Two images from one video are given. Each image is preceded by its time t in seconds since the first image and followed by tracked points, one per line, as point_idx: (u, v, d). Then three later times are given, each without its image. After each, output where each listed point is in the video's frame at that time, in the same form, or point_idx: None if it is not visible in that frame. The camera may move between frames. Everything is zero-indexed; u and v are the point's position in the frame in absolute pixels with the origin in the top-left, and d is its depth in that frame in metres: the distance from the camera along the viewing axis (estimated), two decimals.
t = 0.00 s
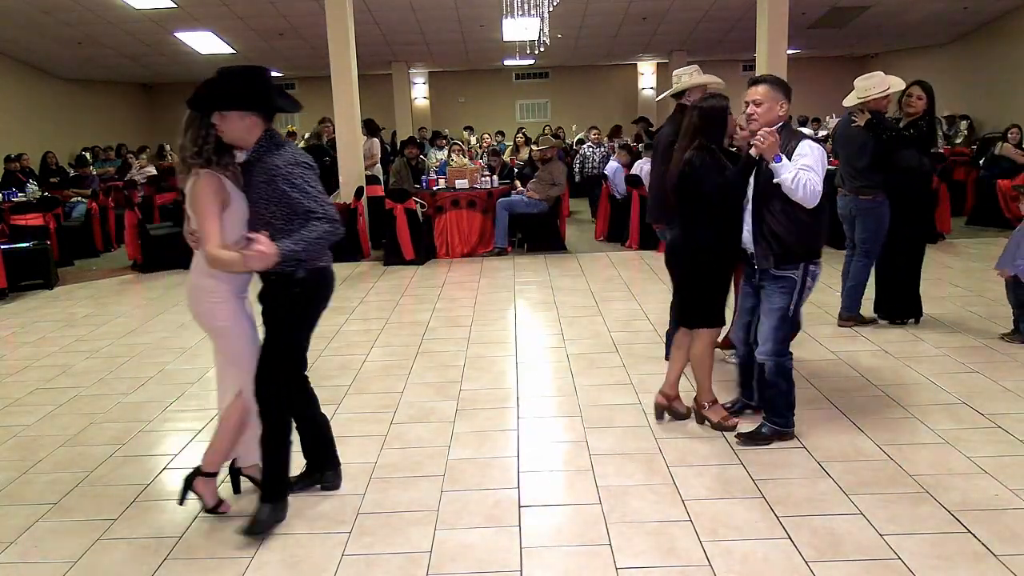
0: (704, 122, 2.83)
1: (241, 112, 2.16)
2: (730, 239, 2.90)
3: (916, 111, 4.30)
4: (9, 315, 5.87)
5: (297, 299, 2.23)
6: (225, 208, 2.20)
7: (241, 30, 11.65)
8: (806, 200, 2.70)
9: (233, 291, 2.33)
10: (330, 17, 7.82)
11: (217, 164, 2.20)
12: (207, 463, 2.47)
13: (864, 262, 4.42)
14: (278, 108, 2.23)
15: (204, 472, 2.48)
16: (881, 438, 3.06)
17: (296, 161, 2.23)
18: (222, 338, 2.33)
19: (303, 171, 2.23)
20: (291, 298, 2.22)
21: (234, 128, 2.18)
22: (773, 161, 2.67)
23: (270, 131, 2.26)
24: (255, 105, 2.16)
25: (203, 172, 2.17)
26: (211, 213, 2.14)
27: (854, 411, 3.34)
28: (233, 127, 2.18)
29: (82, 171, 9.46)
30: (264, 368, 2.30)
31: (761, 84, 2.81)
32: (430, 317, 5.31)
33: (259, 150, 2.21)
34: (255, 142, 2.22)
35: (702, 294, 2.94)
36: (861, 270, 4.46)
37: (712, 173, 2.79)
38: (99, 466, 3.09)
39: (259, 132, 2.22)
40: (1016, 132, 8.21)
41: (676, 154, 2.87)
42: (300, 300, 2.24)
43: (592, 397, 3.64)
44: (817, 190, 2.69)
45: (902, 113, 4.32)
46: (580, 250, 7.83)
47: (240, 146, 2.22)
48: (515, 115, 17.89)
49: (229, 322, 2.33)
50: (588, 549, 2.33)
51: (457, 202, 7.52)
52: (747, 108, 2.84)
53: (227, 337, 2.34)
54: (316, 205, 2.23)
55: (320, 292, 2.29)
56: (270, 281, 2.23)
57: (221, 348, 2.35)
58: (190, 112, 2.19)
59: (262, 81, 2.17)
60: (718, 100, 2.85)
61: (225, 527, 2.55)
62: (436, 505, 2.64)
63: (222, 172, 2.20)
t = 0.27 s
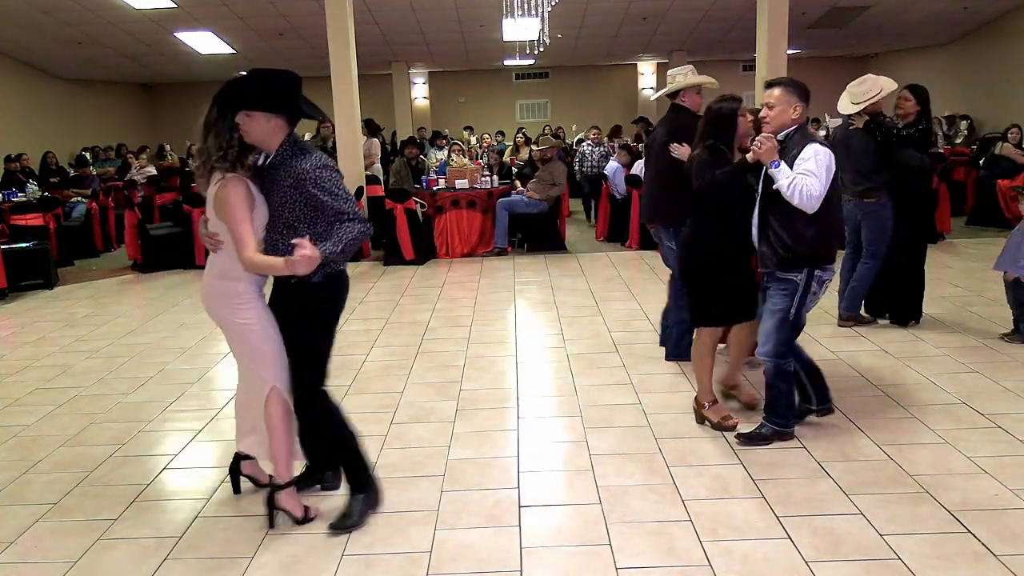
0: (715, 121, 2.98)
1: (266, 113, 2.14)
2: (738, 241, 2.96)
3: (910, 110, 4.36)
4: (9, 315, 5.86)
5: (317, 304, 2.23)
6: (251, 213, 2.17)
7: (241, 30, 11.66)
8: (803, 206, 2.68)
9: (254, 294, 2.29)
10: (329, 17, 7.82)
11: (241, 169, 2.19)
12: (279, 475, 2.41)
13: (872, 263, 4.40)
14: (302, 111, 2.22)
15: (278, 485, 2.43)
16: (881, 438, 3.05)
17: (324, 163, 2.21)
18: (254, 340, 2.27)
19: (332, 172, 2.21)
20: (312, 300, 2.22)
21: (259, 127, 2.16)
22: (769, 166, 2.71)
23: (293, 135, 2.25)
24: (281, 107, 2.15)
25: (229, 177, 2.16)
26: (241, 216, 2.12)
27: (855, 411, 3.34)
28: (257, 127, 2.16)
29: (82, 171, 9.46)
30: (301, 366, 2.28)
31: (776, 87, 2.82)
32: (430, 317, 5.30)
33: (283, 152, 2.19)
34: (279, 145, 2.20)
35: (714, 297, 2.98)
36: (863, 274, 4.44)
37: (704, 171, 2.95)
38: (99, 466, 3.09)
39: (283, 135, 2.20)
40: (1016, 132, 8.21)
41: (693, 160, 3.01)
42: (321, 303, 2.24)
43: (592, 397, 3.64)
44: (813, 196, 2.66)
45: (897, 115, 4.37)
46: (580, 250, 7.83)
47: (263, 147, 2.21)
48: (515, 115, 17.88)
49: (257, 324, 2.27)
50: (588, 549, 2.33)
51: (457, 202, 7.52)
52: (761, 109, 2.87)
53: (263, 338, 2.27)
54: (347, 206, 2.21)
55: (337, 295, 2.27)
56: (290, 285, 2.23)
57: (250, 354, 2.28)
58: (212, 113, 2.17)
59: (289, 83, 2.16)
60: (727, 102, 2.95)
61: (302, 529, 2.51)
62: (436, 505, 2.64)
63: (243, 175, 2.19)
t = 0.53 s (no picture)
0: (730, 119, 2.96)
1: (273, 100, 2.15)
2: (756, 236, 3.01)
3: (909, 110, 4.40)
4: (8, 315, 5.86)
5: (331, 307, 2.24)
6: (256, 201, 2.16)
7: (241, 30, 11.66)
8: (813, 208, 2.68)
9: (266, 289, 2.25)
10: (329, 17, 7.81)
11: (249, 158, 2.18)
12: (280, 479, 2.40)
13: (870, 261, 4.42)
14: (309, 102, 2.22)
15: (283, 489, 2.41)
16: (881, 438, 3.06)
17: (329, 148, 2.21)
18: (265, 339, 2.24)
19: (337, 156, 2.20)
20: (328, 302, 2.23)
21: (264, 116, 2.16)
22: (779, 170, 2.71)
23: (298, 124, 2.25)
24: (287, 94, 2.15)
25: (234, 166, 2.14)
26: (245, 203, 2.10)
27: (855, 411, 3.34)
28: (262, 115, 2.16)
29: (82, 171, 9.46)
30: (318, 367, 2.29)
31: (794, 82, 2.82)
32: (430, 317, 5.30)
33: (287, 140, 2.20)
34: (284, 133, 2.21)
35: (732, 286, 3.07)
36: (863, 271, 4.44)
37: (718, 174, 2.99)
38: (99, 466, 3.08)
39: (288, 123, 2.21)
40: (1016, 132, 8.21)
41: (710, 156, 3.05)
42: (336, 308, 2.25)
43: (592, 397, 3.63)
44: (824, 198, 2.65)
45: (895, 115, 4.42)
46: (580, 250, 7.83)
47: (269, 136, 2.20)
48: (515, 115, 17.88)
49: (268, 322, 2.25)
50: (588, 548, 2.33)
51: (457, 202, 7.53)
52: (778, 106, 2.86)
53: (270, 339, 2.25)
54: (353, 189, 2.18)
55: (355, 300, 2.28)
56: (306, 283, 2.23)
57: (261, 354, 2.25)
58: (220, 104, 2.18)
59: (296, 69, 2.15)
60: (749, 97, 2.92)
61: (307, 529, 2.50)
62: (436, 505, 2.64)
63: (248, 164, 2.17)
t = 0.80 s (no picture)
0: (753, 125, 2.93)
1: (267, 104, 2.13)
2: (775, 239, 3.02)
3: (911, 114, 4.43)
4: (8, 316, 5.86)
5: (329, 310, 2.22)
6: (249, 205, 2.17)
7: (241, 30, 11.65)
8: (834, 217, 2.68)
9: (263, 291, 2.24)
10: (329, 18, 7.82)
11: (244, 162, 2.18)
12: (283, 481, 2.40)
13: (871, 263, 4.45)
14: (306, 104, 2.21)
15: (284, 490, 2.41)
16: (880, 438, 3.06)
17: (321, 151, 2.18)
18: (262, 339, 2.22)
19: (327, 160, 2.17)
20: (322, 306, 2.22)
21: (259, 119, 2.15)
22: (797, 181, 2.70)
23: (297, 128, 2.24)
24: (282, 99, 2.13)
25: (227, 170, 2.15)
26: (232, 208, 2.11)
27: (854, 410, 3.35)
28: (257, 118, 2.15)
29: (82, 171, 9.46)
30: (314, 368, 2.28)
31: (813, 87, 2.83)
32: (430, 317, 5.30)
33: (282, 143, 2.17)
34: (280, 136, 2.19)
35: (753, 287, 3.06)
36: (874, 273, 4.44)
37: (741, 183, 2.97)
38: (99, 466, 3.08)
39: (285, 127, 2.19)
40: (1016, 132, 8.20)
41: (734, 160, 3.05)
42: (335, 310, 2.23)
43: (592, 397, 3.64)
44: (845, 208, 2.65)
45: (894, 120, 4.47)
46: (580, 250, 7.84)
47: (265, 140, 2.19)
48: (515, 115, 17.87)
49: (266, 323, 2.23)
50: (588, 549, 2.33)
51: (457, 202, 7.53)
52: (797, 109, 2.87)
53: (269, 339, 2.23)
54: (337, 195, 2.15)
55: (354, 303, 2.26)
56: (303, 287, 2.21)
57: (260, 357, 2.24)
58: (217, 107, 2.18)
59: (291, 73, 2.12)
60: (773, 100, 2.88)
61: (307, 530, 2.50)
62: (436, 505, 2.64)
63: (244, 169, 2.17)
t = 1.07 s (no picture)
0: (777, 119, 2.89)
1: (257, 105, 2.11)
2: (799, 234, 3.00)
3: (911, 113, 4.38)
4: (8, 316, 5.86)
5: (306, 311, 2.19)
6: (238, 211, 2.13)
7: (241, 30, 11.65)
8: (862, 203, 2.63)
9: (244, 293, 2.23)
10: (329, 18, 7.82)
11: (231, 164, 2.13)
12: (269, 477, 2.41)
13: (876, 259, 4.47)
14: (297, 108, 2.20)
15: (268, 487, 2.42)
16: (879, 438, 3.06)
17: (308, 161, 2.15)
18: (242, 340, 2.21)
19: (314, 171, 2.15)
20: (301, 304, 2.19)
21: (249, 120, 2.13)
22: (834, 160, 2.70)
23: (286, 128, 2.22)
24: (272, 100, 2.12)
25: (216, 174, 2.11)
26: (218, 216, 2.07)
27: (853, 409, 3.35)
28: (247, 119, 2.13)
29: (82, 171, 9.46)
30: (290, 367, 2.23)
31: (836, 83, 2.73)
32: (430, 317, 5.30)
33: (272, 147, 2.15)
34: (270, 138, 2.17)
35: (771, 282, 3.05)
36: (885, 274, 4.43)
37: (768, 170, 2.94)
38: (99, 466, 3.08)
39: (275, 128, 2.17)
40: (1016, 132, 8.20)
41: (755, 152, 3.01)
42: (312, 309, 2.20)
43: (591, 397, 3.63)
44: (874, 193, 2.60)
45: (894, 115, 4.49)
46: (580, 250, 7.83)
47: (255, 141, 2.17)
48: (515, 115, 17.87)
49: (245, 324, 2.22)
50: (588, 549, 2.33)
51: (457, 202, 7.53)
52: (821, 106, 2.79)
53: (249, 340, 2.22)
54: (319, 208, 2.15)
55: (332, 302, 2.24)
56: (285, 287, 2.20)
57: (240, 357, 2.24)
58: (206, 107, 2.14)
59: (280, 72, 2.11)
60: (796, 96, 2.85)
61: (292, 535, 2.48)
62: (436, 505, 2.64)
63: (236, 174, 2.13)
